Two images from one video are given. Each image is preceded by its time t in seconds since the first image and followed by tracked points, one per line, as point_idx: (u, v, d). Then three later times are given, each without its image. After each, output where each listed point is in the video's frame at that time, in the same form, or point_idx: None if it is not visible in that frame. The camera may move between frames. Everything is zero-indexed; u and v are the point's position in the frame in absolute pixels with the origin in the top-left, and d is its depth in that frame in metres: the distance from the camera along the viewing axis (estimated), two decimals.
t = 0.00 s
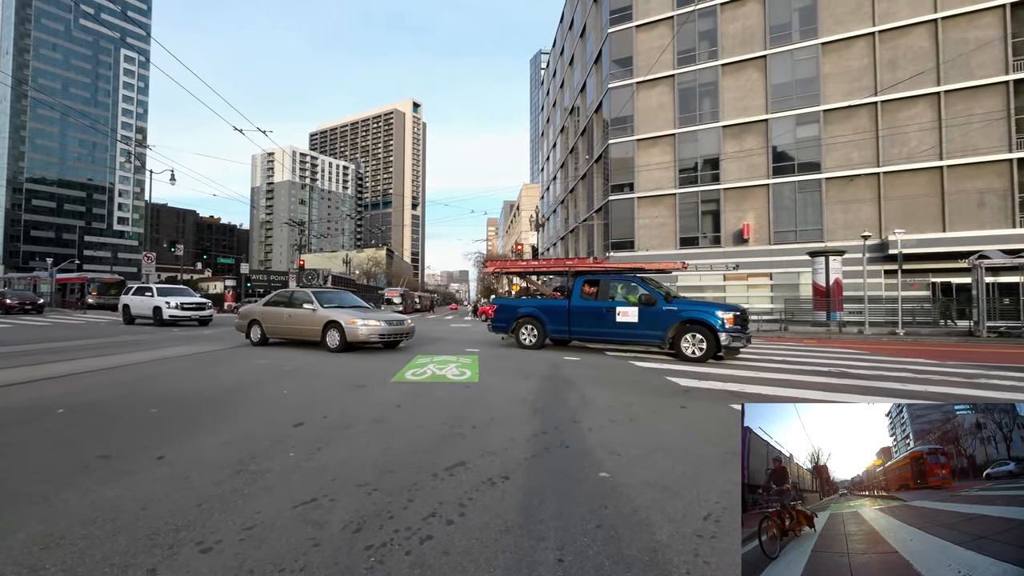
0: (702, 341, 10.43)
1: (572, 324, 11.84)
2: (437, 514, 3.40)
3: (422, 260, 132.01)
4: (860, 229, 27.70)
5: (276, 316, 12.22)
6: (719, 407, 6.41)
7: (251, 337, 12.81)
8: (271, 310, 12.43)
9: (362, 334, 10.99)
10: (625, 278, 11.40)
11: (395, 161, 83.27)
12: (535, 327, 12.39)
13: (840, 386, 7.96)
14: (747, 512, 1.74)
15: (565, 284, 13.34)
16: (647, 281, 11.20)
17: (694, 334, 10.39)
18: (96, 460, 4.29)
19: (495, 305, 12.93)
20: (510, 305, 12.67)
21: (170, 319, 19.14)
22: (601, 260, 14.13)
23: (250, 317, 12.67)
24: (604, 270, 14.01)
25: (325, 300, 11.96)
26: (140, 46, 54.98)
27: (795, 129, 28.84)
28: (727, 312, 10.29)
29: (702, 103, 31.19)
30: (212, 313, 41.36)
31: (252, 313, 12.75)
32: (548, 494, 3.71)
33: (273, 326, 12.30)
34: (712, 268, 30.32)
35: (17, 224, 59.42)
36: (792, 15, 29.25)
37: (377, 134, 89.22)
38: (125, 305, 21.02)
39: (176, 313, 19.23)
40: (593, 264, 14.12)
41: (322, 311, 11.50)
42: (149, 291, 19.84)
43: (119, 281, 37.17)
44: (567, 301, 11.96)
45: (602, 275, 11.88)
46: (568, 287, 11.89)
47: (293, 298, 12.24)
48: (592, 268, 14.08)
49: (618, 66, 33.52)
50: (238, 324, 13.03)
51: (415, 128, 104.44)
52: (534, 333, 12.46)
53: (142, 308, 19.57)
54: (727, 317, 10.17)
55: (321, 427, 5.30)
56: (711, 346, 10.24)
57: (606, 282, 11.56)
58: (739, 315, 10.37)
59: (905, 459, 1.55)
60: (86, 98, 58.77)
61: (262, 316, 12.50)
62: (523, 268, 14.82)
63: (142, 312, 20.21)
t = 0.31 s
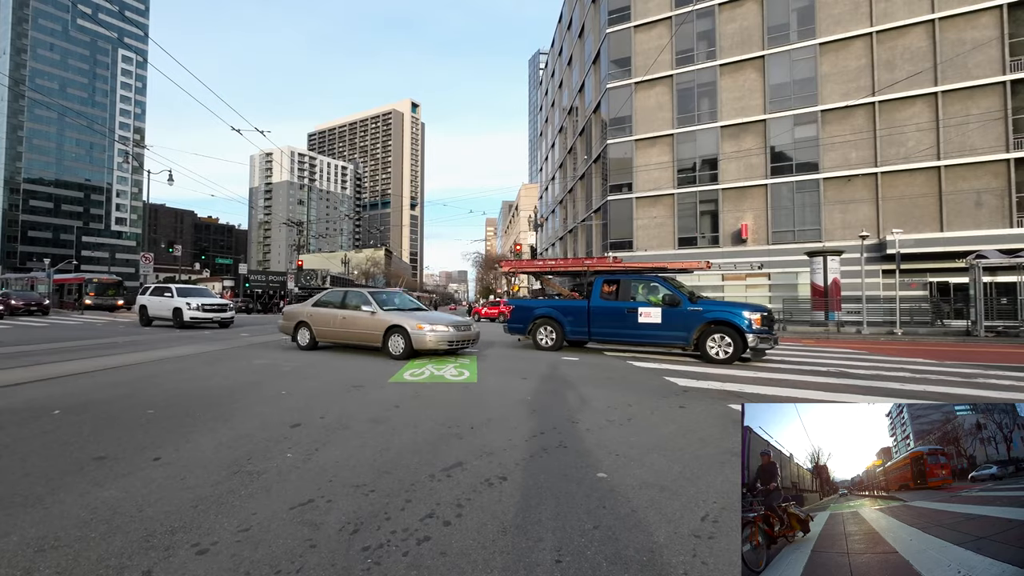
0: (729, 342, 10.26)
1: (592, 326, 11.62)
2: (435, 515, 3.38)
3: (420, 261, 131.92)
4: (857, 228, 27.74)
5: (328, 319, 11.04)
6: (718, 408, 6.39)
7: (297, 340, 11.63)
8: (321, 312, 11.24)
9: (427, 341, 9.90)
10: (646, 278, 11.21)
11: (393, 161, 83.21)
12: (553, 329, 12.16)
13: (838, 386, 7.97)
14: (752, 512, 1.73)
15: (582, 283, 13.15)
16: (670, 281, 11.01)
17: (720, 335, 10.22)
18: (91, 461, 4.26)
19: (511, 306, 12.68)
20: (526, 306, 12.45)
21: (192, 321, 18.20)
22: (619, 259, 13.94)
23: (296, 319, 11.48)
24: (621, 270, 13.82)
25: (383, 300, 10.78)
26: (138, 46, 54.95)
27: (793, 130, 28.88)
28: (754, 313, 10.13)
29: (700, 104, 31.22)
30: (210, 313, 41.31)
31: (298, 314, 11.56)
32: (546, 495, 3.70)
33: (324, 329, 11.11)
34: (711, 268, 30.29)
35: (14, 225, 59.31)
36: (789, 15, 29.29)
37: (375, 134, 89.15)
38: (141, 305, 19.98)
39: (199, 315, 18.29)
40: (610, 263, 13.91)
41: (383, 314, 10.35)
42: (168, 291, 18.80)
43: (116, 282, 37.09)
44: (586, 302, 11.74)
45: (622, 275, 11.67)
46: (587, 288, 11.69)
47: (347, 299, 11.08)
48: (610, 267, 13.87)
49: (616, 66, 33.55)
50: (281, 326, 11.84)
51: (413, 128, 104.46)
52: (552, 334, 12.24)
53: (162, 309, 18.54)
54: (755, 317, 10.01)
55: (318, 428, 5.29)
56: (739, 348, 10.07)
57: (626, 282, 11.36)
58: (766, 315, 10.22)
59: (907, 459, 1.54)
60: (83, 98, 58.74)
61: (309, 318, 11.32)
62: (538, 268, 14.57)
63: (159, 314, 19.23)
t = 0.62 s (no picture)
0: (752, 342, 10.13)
1: (611, 327, 11.55)
2: (433, 516, 3.37)
3: (420, 260, 131.93)
4: (857, 228, 27.75)
5: (388, 322, 10.20)
6: (717, 407, 6.39)
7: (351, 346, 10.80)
8: (378, 315, 10.38)
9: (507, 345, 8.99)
10: (666, 278, 11.15)
11: (393, 161, 83.18)
12: (570, 329, 12.09)
13: (837, 386, 7.97)
14: (753, 512, 1.70)
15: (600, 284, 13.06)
16: (690, 280, 10.94)
17: (742, 336, 10.11)
18: (88, 462, 4.25)
19: (527, 307, 12.64)
20: (541, 306, 12.40)
21: (216, 323, 17.36)
22: (636, 258, 13.82)
23: (351, 323, 10.66)
24: (639, 268, 13.68)
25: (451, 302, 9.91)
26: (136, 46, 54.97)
27: (792, 129, 28.89)
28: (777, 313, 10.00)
29: (699, 104, 31.23)
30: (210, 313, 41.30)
31: (353, 317, 10.73)
32: (544, 495, 3.69)
33: (383, 333, 10.26)
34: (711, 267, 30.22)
35: (13, 225, 59.25)
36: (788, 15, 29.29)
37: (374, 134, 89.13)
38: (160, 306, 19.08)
39: (223, 316, 17.42)
40: (628, 261, 13.74)
41: (453, 316, 9.48)
42: (190, 291, 17.94)
43: (115, 282, 37.15)
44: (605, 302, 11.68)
45: (641, 274, 11.61)
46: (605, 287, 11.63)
47: (408, 300, 10.23)
48: (626, 265, 13.71)
49: (615, 66, 33.57)
50: (333, 331, 11.00)
51: (413, 129, 104.45)
52: (569, 336, 12.16)
53: (184, 310, 17.68)
54: (778, 317, 9.88)
55: (317, 428, 5.28)
56: (762, 348, 9.94)
57: (645, 282, 11.30)
58: (790, 316, 10.08)
59: (906, 459, 1.53)
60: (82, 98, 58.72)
61: (366, 321, 10.48)
62: (553, 267, 14.48)
63: (180, 315, 18.35)
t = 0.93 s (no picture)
0: (775, 343, 10.04)
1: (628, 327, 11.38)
2: (433, 516, 3.36)
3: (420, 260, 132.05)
4: (857, 227, 27.73)
5: (459, 326, 9.30)
6: (719, 407, 6.38)
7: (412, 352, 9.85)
8: (446, 319, 9.46)
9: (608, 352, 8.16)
10: (683, 277, 11.00)
11: (393, 161, 83.21)
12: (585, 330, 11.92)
13: (839, 385, 7.96)
14: (749, 515, 1.71)
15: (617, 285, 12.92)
16: (709, 280, 10.80)
17: (765, 336, 10.02)
18: (87, 463, 4.24)
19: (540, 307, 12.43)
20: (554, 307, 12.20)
21: (243, 323, 16.87)
22: (652, 257, 13.83)
23: (413, 326, 9.72)
24: (655, 267, 13.72)
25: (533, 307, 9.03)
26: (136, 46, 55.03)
27: (792, 129, 28.87)
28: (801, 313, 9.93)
29: (699, 103, 31.21)
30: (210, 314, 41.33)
31: (415, 320, 9.79)
32: (545, 495, 3.68)
33: (452, 338, 9.36)
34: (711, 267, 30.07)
35: (13, 226, 59.38)
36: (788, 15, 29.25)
37: (374, 134, 89.19)
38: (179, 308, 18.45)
39: (249, 316, 16.91)
40: (643, 260, 13.78)
41: (540, 319, 8.64)
42: (214, 291, 17.46)
43: (116, 283, 37.20)
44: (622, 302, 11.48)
45: (658, 274, 11.47)
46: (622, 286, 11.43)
47: (481, 301, 9.38)
48: (643, 265, 13.74)
49: (615, 66, 33.56)
50: (390, 336, 10.04)
51: (413, 129, 104.55)
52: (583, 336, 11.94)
53: (209, 311, 17.16)
54: (801, 318, 9.82)
55: (317, 428, 5.28)
56: (785, 349, 9.86)
57: (662, 282, 11.15)
58: (812, 316, 10.02)
59: (907, 459, 1.52)
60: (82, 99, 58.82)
61: (433, 325, 9.56)
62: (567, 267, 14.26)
63: (202, 315, 17.73)
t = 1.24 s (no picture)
0: (800, 344, 10.09)
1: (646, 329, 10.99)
2: (435, 516, 3.37)
3: (421, 260, 132.27)
4: (859, 227, 27.69)
5: (546, 331, 8.52)
6: (722, 407, 6.36)
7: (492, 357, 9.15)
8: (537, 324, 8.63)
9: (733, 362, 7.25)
10: (702, 276, 10.59)
11: (394, 161, 83.25)
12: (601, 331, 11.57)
13: (842, 385, 7.94)
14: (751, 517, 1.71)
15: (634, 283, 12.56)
16: (730, 279, 10.50)
17: (791, 337, 10.03)
18: (91, 463, 4.27)
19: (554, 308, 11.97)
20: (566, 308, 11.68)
21: (271, 323, 16.43)
22: (670, 256, 13.74)
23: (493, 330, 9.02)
24: (672, 267, 13.53)
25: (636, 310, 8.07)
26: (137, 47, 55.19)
27: (794, 128, 28.84)
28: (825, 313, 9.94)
29: (700, 102, 31.20)
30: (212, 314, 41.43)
31: (495, 323, 9.08)
32: (547, 495, 3.68)
33: (539, 343, 8.59)
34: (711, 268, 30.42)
35: (16, 227, 59.59)
36: (790, 13, 29.21)
37: (375, 134, 89.27)
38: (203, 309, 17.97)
39: (278, 317, 16.53)
40: (661, 259, 13.71)
41: (646, 325, 7.72)
42: (241, 291, 17.07)
43: (118, 283, 37.39)
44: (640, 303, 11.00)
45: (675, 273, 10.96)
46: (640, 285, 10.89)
47: (569, 304, 8.55)
48: (660, 264, 13.68)
49: (616, 65, 33.56)
50: (467, 340, 9.37)
51: (413, 129, 104.62)
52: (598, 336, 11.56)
53: (236, 311, 16.72)
54: (827, 318, 9.82)
55: (319, 428, 5.29)
56: (809, 350, 9.91)
57: (682, 281, 10.70)
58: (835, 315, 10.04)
59: (906, 459, 1.53)
60: (84, 100, 59.00)
61: (516, 328, 8.82)
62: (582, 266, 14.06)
63: (228, 316, 17.23)
